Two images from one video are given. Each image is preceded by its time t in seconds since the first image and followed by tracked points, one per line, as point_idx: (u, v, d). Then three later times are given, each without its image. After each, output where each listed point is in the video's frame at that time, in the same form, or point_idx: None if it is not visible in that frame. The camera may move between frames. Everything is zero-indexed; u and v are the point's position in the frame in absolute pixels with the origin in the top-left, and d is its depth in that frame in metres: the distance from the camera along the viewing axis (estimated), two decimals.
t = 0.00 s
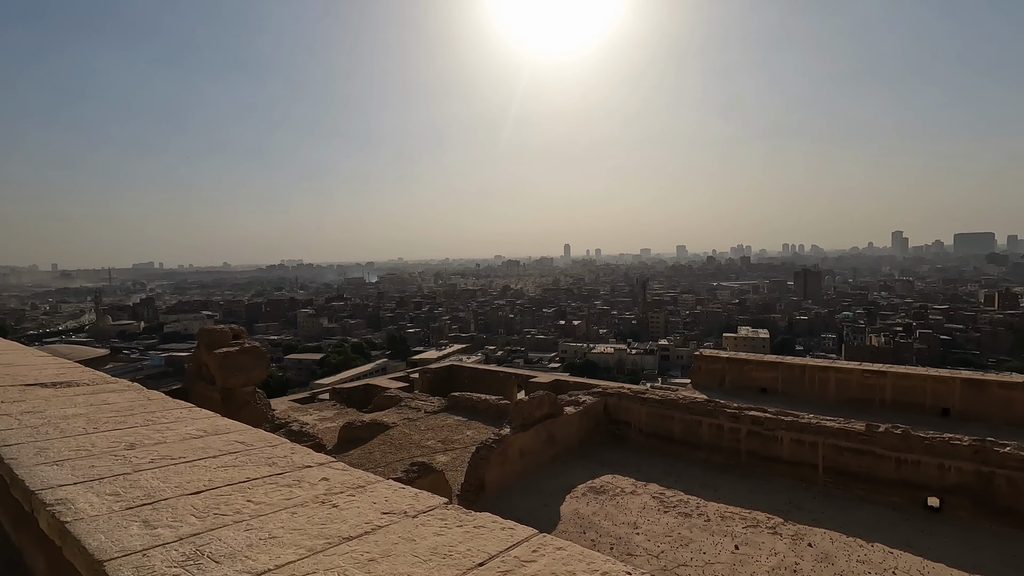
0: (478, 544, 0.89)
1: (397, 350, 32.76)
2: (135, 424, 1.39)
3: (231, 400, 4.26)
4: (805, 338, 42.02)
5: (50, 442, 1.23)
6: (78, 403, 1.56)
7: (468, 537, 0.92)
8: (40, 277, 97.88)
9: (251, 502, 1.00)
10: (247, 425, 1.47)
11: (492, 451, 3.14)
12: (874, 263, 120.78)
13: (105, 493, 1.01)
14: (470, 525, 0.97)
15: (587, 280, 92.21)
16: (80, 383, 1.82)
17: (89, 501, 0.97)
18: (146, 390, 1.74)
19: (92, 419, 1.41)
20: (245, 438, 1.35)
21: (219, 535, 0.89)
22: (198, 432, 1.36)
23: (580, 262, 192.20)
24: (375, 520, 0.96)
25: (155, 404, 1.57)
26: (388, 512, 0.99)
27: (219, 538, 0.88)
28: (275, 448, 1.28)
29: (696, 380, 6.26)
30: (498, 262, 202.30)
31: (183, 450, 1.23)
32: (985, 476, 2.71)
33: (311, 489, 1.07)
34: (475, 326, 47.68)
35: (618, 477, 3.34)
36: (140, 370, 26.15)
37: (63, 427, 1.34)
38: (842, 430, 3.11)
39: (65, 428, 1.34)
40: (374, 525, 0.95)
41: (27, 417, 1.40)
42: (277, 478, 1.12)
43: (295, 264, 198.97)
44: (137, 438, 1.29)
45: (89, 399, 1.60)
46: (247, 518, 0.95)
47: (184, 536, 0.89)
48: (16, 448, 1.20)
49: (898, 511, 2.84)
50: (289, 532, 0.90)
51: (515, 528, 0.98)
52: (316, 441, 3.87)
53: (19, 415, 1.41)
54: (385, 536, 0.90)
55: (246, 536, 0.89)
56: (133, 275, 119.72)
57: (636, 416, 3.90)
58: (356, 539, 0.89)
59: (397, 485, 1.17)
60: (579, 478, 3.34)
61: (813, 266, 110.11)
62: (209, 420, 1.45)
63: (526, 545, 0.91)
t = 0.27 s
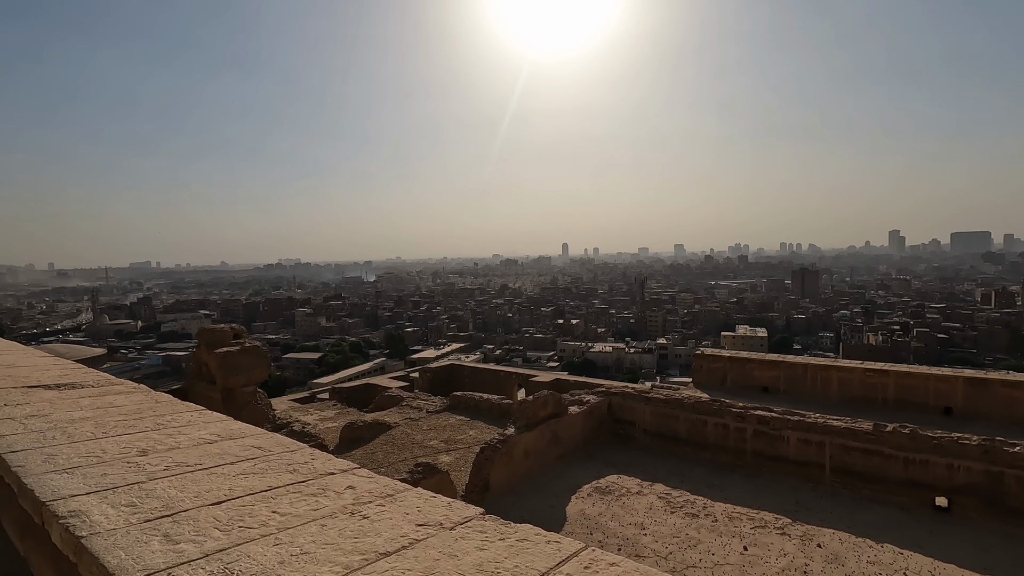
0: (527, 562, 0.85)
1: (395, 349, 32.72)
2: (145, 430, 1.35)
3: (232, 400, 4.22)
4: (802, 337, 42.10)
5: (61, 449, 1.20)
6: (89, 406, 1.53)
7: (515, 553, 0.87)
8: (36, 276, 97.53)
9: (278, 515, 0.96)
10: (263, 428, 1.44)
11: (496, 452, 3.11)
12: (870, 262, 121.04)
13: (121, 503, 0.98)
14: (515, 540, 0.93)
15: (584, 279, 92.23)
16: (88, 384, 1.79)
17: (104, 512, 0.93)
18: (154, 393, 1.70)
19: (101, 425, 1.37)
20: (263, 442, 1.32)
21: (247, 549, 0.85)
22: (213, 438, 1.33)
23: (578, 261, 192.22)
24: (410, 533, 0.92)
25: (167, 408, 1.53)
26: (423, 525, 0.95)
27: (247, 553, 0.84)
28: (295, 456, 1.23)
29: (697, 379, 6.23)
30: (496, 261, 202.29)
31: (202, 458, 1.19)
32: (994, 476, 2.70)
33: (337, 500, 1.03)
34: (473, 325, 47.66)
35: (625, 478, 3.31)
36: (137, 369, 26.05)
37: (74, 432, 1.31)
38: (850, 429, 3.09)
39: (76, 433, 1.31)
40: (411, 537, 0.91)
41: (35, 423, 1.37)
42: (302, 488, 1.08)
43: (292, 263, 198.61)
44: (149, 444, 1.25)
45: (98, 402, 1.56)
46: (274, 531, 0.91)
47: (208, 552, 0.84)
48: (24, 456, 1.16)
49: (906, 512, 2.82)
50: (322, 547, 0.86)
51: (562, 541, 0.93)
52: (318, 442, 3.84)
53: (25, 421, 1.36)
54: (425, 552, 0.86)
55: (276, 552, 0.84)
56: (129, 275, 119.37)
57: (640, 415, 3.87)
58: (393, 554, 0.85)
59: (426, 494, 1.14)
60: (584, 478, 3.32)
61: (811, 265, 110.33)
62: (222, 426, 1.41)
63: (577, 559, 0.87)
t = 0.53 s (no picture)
0: None
1: (394, 348, 32.67)
2: (161, 432, 1.32)
3: (234, 399, 4.19)
4: (801, 335, 42.12)
5: (76, 452, 1.17)
6: (102, 407, 1.50)
7: (573, 566, 0.84)
8: (33, 275, 97.23)
9: (313, 525, 0.93)
10: (282, 430, 1.42)
11: (503, 451, 3.09)
12: (869, 260, 121.08)
13: (147, 513, 0.94)
14: (568, 550, 0.90)
15: (583, 278, 92.23)
16: (97, 384, 1.76)
17: (131, 522, 0.90)
18: (166, 393, 1.68)
19: (116, 427, 1.34)
20: (286, 445, 1.29)
21: (284, 561, 0.82)
22: (231, 441, 1.30)
23: (577, 260, 192.17)
24: (456, 544, 0.89)
25: (180, 410, 1.50)
26: (469, 534, 0.92)
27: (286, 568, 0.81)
28: (323, 462, 1.21)
29: (700, 378, 6.20)
30: (495, 260, 202.20)
31: (225, 462, 1.16)
32: (1006, 476, 2.67)
33: (374, 508, 1.00)
34: (472, 324, 47.60)
35: (631, 477, 3.29)
36: (135, 369, 25.97)
37: (88, 435, 1.28)
38: (859, 428, 3.06)
39: (89, 435, 1.28)
40: (456, 548, 0.88)
41: (46, 424, 1.34)
42: (336, 495, 1.05)
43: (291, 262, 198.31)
44: (169, 447, 1.23)
45: (110, 403, 1.53)
46: (315, 543, 0.88)
47: (245, 565, 0.81)
48: (40, 458, 1.13)
49: (916, 511, 2.80)
50: (368, 559, 0.83)
51: (620, 552, 0.91)
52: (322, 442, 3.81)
53: (38, 422, 1.34)
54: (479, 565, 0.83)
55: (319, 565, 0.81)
56: (127, 275, 119.08)
57: (646, 414, 3.85)
58: (443, 567, 0.82)
59: (463, 501, 1.11)
60: (591, 478, 3.30)
61: (809, 263, 110.37)
62: (240, 429, 1.38)
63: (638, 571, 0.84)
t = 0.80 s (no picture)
0: None
1: (394, 348, 32.65)
2: (180, 439, 1.30)
3: (237, 399, 4.17)
4: (801, 335, 42.15)
5: (93, 461, 1.14)
6: (116, 412, 1.47)
7: None
8: (33, 274, 97.00)
9: (352, 539, 0.90)
10: (303, 435, 1.39)
11: (510, 452, 3.07)
12: (869, 259, 121.03)
13: (176, 527, 0.91)
14: (623, 569, 0.87)
15: (583, 277, 92.18)
16: (108, 388, 1.74)
17: (156, 538, 0.87)
18: (180, 395, 1.66)
19: (133, 432, 1.31)
20: (309, 453, 1.27)
21: None
22: (253, 448, 1.27)
23: (576, 259, 192.12)
24: (507, 559, 0.86)
25: (196, 414, 1.48)
26: (516, 548, 0.90)
27: None
28: (353, 470, 1.18)
29: (703, 378, 6.18)
30: (495, 259, 202.22)
31: (249, 471, 1.14)
32: (1019, 477, 2.65)
33: (414, 521, 0.97)
34: (472, 324, 47.60)
35: (639, 478, 3.27)
36: (135, 368, 25.92)
37: (105, 441, 1.26)
38: (869, 429, 3.04)
39: (106, 442, 1.25)
40: (507, 565, 0.85)
41: (62, 429, 1.32)
42: (371, 508, 1.01)
43: (291, 260, 198.36)
44: (190, 456, 1.20)
45: (124, 408, 1.51)
46: (358, 558, 0.85)
47: None
48: (57, 467, 1.10)
49: (926, 512, 2.78)
50: None
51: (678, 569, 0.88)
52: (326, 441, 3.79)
53: (52, 428, 1.31)
54: None
55: None
56: (127, 274, 118.91)
57: (652, 414, 3.84)
58: None
59: (501, 511, 1.09)
60: (598, 479, 3.27)
61: (809, 263, 110.29)
62: (260, 435, 1.36)
63: None
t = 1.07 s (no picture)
0: None
1: (394, 347, 32.62)
2: (194, 444, 1.26)
3: (239, 399, 4.14)
4: (801, 334, 42.17)
5: (104, 469, 1.11)
6: (125, 414, 1.44)
7: None
8: (32, 272, 96.80)
9: (389, 556, 0.85)
10: (320, 440, 1.36)
11: (516, 453, 3.04)
12: (868, 258, 121.07)
13: (201, 543, 0.87)
14: None
15: (582, 276, 92.15)
16: (115, 389, 1.71)
17: (180, 554, 0.83)
18: (189, 398, 1.63)
19: (143, 439, 1.27)
20: (331, 459, 1.23)
21: None
22: (270, 454, 1.24)
23: (576, 257, 192.00)
24: None
25: (207, 419, 1.44)
26: (569, 568, 0.85)
27: None
28: (378, 478, 1.14)
29: (706, 377, 6.15)
30: (495, 258, 202.26)
31: (269, 479, 1.10)
32: None
33: (456, 537, 0.93)
34: (472, 323, 47.57)
35: (646, 479, 3.24)
36: (135, 367, 25.90)
37: (114, 446, 1.22)
38: (878, 429, 3.01)
39: (115, 448, 1.21)
40: None
41: (69, 433, 1.28)
42: (406, 521, 0.97)
43: (290, 259, 198.39)
44: (206, 464, 1.16)
45: (132, 410, 1.47)
46: None
47: None
48: (67, 476, 1.06)
49: (937, 513, 2.75)
50: None
51: None
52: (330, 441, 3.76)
53: (60, 432, 1.27)
54: None
55: None
56: (126, 273, 118.78)
57: (658, 414, 3.81)
58: None
59: (542, 523, 1.04)
60: (605, 479, 3.24)
61: (807, 261, 110.27)
62: (274, 439, 1.32)
63: None
